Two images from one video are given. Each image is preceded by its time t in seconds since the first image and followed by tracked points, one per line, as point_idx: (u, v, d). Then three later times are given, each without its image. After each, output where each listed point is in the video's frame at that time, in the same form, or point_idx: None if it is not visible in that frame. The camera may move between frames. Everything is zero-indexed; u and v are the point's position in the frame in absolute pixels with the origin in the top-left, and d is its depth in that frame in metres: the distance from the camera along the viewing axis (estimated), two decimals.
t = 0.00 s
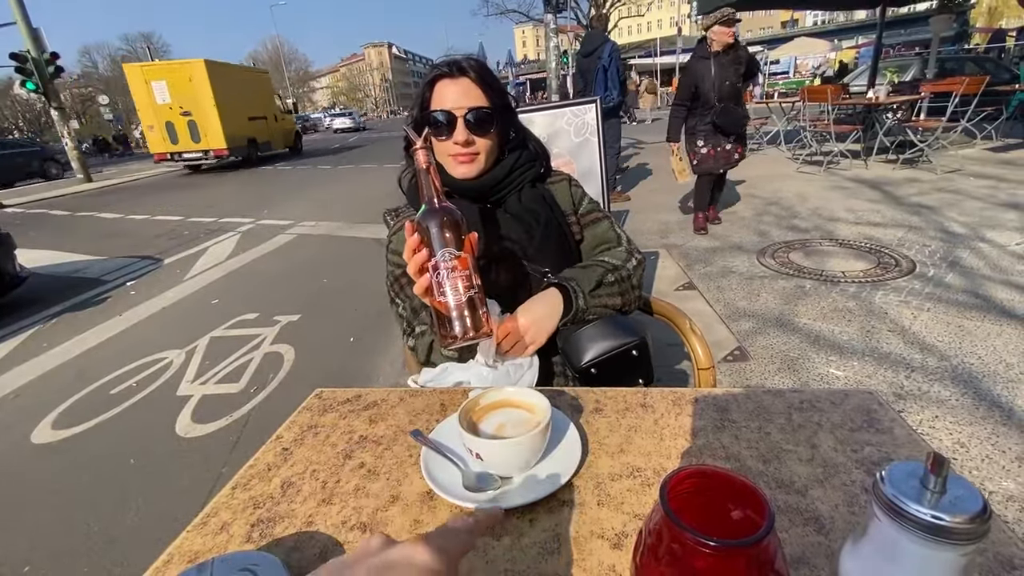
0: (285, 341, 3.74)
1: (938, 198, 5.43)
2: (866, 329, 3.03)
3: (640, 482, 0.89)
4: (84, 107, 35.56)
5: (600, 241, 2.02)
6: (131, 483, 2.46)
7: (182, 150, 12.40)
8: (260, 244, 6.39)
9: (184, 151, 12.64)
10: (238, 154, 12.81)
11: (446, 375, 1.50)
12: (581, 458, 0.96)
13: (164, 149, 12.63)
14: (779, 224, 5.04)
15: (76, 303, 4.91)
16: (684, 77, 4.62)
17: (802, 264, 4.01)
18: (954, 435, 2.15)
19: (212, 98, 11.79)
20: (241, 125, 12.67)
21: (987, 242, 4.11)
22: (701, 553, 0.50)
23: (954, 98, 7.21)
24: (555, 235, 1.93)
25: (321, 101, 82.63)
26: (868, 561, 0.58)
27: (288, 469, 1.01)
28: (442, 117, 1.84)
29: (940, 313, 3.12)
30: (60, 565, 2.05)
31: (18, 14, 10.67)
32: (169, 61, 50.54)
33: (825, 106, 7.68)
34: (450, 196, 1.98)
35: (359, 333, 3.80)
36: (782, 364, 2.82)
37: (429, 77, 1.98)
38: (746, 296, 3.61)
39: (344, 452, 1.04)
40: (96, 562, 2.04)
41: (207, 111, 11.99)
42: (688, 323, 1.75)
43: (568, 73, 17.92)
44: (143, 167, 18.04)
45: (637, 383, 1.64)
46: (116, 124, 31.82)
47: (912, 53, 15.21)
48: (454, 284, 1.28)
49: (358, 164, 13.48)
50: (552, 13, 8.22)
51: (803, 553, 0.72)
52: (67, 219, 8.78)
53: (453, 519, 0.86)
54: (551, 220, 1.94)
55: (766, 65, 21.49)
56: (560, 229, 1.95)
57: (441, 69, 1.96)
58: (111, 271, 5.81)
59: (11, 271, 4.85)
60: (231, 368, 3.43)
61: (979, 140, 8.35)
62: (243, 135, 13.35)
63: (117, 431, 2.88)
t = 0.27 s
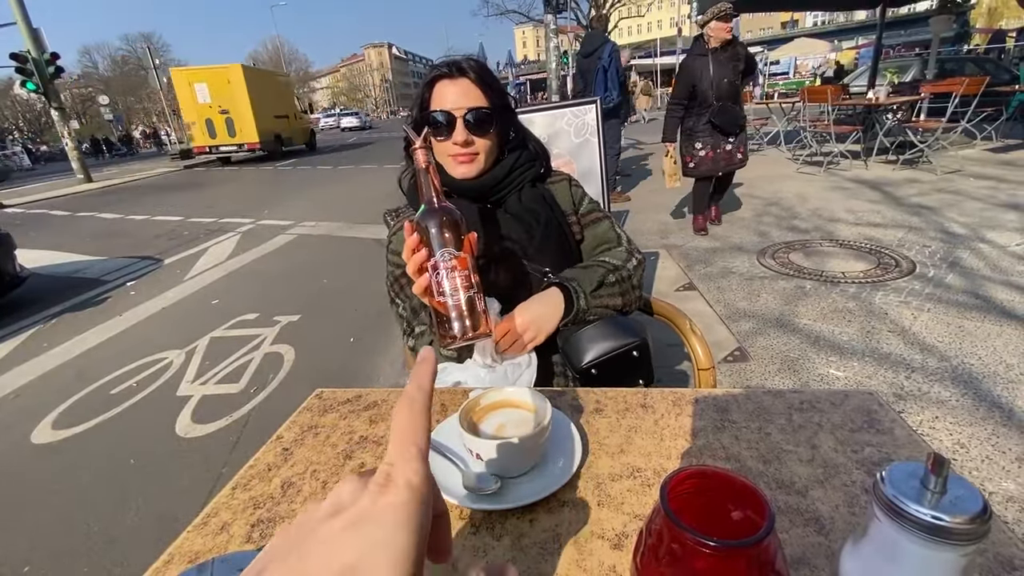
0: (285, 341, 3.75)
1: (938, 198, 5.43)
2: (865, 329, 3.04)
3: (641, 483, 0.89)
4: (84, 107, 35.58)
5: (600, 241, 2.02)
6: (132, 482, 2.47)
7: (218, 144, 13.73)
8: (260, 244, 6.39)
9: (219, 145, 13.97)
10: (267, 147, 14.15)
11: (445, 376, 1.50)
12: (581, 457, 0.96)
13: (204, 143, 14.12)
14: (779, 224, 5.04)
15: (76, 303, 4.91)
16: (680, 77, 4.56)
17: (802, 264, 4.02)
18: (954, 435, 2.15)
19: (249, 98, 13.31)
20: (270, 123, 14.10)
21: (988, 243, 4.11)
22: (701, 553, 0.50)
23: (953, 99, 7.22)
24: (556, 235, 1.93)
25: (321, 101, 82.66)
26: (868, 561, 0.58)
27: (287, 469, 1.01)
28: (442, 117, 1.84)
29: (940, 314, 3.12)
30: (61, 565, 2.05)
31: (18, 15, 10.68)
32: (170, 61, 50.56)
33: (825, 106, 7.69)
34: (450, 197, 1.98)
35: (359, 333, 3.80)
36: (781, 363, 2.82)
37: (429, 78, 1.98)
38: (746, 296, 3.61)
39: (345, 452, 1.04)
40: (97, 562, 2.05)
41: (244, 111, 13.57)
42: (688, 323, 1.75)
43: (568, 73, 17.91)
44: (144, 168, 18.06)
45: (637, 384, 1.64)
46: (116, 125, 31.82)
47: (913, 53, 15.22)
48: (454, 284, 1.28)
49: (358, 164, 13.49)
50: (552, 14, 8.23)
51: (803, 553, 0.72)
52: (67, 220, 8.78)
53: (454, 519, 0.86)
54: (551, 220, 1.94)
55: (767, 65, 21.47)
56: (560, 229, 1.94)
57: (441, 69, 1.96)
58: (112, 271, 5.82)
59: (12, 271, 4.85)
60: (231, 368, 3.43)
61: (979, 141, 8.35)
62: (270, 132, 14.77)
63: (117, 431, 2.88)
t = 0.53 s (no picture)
0: (285, 342, 3.75)
1: (939, 199, 5.43)
2: (865, 330, 3.04)
3: (641, 483, 0.89)
4: (84, 108, 35.56)
5: (600, 241, 2.02)
6: (132, 482, 2.47)
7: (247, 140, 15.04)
8: (260, 245, 6.39)
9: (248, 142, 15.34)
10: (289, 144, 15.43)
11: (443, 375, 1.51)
12: (581, 457, 0.96)
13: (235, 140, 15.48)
14: (779, 224, 5.04)
15: (76, 304, 4.91)
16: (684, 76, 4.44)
17: (802, 265, 4.02)
18: (954, 436, 2.15)
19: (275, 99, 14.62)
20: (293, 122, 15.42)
21: (987, 243, 4.11)
22: (701, 554, 0.50)
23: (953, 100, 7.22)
24: (556, 235, 1.93)
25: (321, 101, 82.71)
26: (867, 561, 0.58)
27: (287, 469, 1.02)
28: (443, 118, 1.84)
29: (939, 314, 3.12)
30: (61, 565, 2.05)
31: (18, 15, 10.68)
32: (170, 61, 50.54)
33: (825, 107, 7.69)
34: (449, 197, 1.98)
35: (359, 333, 3.81)
36: (781, 364, 2.82)
37: (429, 78, 1.98)
38: (745, 297, 3.62)
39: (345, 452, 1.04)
40: (97, 562, 2.05)
41: (274, 113, 15.17)
42: (688, 324, 1.75)
43: (568, 74, 17.92)
44: (144, 168, 18.06)
45: (638, 385, 1.64)
46: (116, 125, 31.79)
47: (913, 54, 15.22)
48: (449, 281, 1.29)
49: (358, 165, 13.50)
50: (552, 15, 8.23)
51: (803, 554, 0.72)
52: (67, 220, 8.78)
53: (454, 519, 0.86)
54: (551, 220, 1.94)
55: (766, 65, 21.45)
56: (560, 229, 1.95)
57: (441, 70, 1.96)
58: (112, 271, 5.82)
59: (12, 271, 4.85)
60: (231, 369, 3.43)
61: (979, 142, 8.35)
62: (293, 130, 16.14)
63: (117, 431, 2.88)
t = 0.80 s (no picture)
0: (285, 342, 3.75)
1: (939, 200, 5.43)
2: (865, 330, 3.04)
3: (640, 484, 0.89)
4: (85, 109, 35.56)
5: (599, 242, 2.02)
6: (131, 483, 2.46)
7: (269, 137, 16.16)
8: (260, 245, 6.39)
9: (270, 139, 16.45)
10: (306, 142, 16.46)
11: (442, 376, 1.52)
12: (581, 458, 0.96)
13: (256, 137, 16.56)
14: (779, 225, 5.05)
15: (76, 304, 4.91)
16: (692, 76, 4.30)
17: (802, 266, 4.02)
18: (953, 437, 2.15)
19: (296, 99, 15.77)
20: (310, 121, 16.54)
21: (987, 244, 4.11)
22: (700, 554, 0.50)
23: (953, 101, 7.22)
24: (556, 236, 1.93)
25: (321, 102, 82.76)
26: (867, 562, 0.58)
27: (287, 470, 1.01)
28: (443, 119, 1.84)
29: (939, 315, 3.12)
30: (60, 565, 2.05)
31: (19, 15, 10.68)
32: (170, 62, 50.53)
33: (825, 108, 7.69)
34: (449, 198, 1.98)
35: (359, 334, 3.81)
36: (781, 364, 2.82)
37: (429, 79, 1.98)
38: (745, 297, 3.62)
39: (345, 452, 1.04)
40: (97, 563, 2.05)
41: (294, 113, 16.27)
42: (688, 324, 1.75)
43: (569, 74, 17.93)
44: (144, 168, 18.07)
45: (638, 385, 1.64)
46: (116, 126, 31.78)
47: (912, 54, 15.23)
48: (449, 282, 1.29)
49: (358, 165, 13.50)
50: (552, 15, 8.24)
51: (802, 554, 0.72)
52: (67, 220, 8.79)
53: (453, 519, 0.87)
54: (551, 221, 1.94)
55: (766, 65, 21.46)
56: (560, 230, 1.95)
57: (442, 71, 1.96)
58: (112, 272, 5.82)
59: (11, 272, 4.85)
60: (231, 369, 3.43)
61: (979, 142, 8.35)
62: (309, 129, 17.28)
63: (117, 432, 2.88)
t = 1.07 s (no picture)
0: (284, 343, 3.75)
1: (939, 200, 5.43)
2: (865, 331, 3.04)
3: (640, 484, 0.89)
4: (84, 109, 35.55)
5: (599, 243, 2.02)
6: (130, 483, 2.46)
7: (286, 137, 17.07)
8: (260, 246, 6.39)
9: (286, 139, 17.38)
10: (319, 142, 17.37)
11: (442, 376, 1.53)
12: (581, 459, 0.96)
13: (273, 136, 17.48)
14: (778, 226, 5.04)
15: (76, 305, 4.91)
16: (698, 74, 4.11)
17: (801, 266, 4.02)
18: (953, 437, 2.15)
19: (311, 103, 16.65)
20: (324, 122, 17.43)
21: (987, 244, 4.11)
22: (700, 555, 0.50)
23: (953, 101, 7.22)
24: (555, 236, 1.93)
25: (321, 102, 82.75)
26: (868, 563, 0.58)
27: (287, 470, 1.01)
28: (444, 119, 1.84)
29: (939, 315, 3.12)
30: (59, 566, 2.05)
31: (19, 16, 10.68)
32: (170, 62, 50.51)
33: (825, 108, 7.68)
34: (450, 199, 1.98)
35: (358, 334, 3.81)
36: (781, 365, 2.82)
37: (429, 80, 1.98)
38: (745, 297, 3.62)
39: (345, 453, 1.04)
40: (96, 563, 2.05)
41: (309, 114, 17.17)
42: (688, 324, 1.75)
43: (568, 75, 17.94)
44: (144, 168, 18.06)
45: (637, 386, 1.64)
46: (116, 126, 31.76)
47: (912, 54, 15.23)
48: (450, 285, 1.29)
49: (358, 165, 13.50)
50: (552, 16, 8.24)
51: (802, 555, 0.72)
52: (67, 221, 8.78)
53: (453, 521, 0.87)
54: (550, 221, 1.94)
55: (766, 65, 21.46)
56: (560, 231, 1.95)
57: (442, 71, 1.96)
58: (112, 272, 5.82)
59: (11, 272, 4.85)
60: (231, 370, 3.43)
61: (978, 143, 8.36)
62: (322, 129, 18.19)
63: (117, 432, 2.88)
